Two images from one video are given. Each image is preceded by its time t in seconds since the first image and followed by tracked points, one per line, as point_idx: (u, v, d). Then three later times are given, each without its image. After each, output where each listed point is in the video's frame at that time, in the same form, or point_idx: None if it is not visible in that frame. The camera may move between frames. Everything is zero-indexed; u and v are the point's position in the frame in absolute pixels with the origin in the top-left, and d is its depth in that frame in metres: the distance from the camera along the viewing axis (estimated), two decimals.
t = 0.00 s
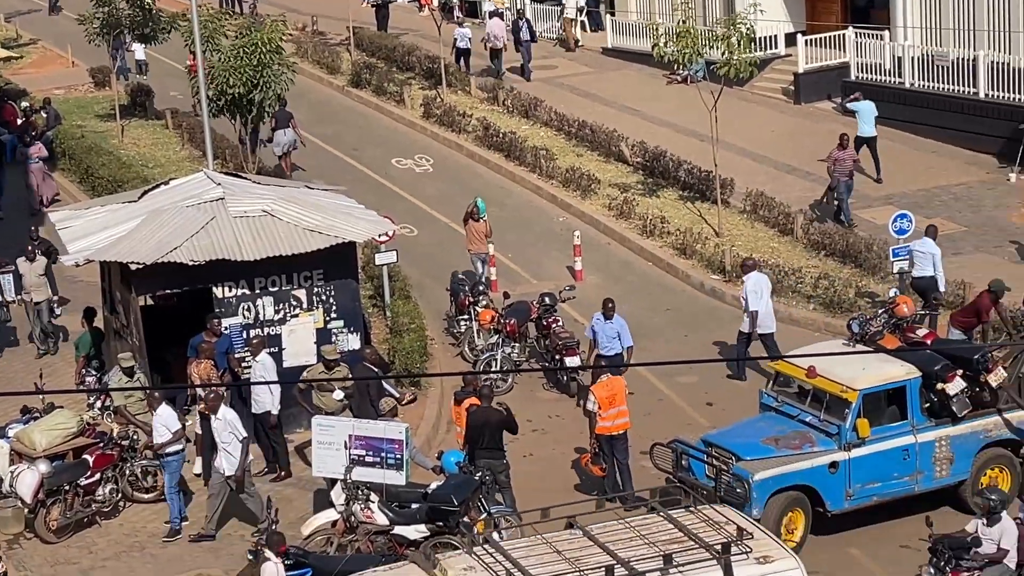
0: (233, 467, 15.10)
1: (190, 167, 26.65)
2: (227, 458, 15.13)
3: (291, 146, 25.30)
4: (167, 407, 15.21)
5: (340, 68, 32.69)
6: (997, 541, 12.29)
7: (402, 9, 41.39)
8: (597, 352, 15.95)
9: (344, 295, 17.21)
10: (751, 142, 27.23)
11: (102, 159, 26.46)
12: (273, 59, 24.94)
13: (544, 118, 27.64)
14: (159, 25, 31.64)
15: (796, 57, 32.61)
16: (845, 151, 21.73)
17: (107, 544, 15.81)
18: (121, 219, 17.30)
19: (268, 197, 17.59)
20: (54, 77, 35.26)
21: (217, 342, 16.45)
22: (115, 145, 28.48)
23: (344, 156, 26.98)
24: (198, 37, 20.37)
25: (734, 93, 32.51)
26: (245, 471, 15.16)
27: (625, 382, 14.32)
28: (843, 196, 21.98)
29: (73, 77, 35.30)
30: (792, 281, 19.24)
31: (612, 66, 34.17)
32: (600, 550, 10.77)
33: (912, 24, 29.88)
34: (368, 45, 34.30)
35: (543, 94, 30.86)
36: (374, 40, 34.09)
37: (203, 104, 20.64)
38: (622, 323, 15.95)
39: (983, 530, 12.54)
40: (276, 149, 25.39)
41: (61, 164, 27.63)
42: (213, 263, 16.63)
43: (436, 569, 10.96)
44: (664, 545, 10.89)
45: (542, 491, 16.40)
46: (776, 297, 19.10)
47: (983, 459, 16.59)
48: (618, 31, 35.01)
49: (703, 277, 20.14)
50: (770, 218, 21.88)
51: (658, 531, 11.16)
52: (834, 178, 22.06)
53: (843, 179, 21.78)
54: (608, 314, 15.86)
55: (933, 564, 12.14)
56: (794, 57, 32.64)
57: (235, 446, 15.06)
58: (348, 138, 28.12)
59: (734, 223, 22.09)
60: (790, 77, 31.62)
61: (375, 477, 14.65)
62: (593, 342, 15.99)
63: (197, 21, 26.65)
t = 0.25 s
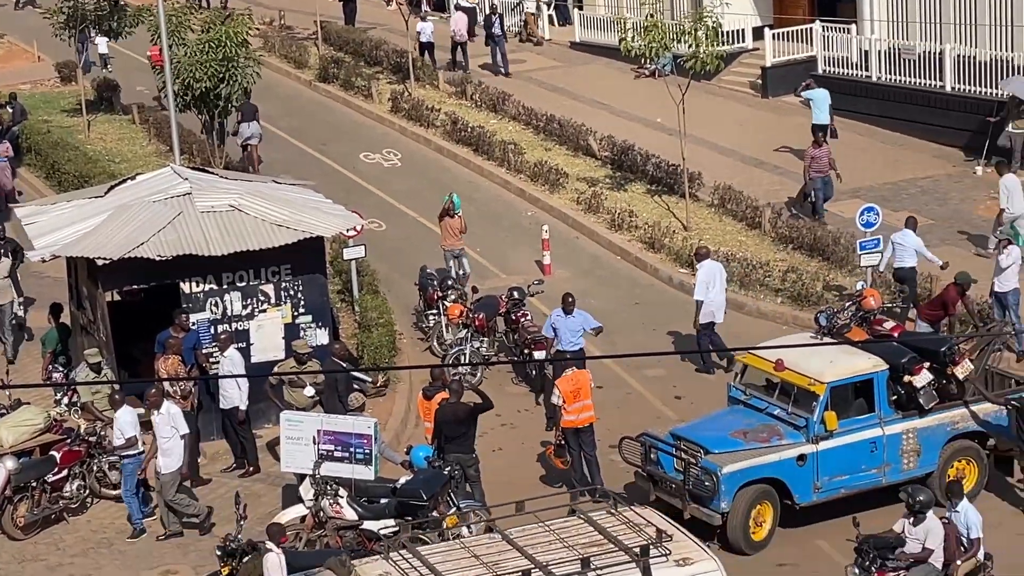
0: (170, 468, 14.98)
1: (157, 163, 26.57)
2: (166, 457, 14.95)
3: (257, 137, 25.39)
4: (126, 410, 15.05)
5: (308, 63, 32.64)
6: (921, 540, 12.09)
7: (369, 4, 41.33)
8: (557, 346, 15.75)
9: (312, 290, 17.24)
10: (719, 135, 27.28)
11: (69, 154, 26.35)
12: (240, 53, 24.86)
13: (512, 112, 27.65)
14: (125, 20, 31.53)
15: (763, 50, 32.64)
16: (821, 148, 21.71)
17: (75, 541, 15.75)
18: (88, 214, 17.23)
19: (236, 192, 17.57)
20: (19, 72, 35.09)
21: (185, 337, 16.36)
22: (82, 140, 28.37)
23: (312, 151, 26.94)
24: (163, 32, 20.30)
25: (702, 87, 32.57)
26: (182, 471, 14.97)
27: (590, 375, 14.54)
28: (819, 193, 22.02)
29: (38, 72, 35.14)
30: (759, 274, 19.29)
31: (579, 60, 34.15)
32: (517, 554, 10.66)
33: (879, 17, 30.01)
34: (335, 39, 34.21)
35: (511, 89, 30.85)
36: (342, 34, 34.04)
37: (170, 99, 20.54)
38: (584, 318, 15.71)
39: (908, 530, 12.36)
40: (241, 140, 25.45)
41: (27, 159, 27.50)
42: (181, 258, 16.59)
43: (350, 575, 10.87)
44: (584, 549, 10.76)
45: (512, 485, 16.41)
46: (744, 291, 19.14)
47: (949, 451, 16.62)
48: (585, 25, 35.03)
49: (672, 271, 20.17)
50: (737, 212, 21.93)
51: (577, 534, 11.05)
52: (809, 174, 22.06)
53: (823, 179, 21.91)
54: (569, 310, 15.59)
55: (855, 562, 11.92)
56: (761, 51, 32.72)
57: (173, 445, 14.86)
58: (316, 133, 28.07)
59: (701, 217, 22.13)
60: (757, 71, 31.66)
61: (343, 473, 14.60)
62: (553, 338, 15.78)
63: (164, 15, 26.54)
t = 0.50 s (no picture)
0: (110, 466, 14.64)
1: (119, 156, 26.41)
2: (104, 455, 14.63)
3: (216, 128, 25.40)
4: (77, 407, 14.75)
5: (270, 56, 32.53)
6: (840, 538, 12.16)
7: None
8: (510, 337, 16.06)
9: (275, 283, 17.22)
10: (683, 128, 27.33)
11: (30, 148, 26.15)
12: (202, 46, 24.74)
13: (476, 105, 27.65)
14: (85, 13, 31.32)
15: (726, 43, 32.67)
16: (795, 144, 21.25)
17: (38, 536, 15.61)
18: (49, 209, 17.14)
19: (199, 186, 17.54)
20: None
21: (147, 331, 16.28)
22: (42, 134, 28.17)
23: (275, 144, 26.85)
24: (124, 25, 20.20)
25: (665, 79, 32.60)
26: (121, 469, 14.65)
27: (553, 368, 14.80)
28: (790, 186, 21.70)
29: None
30: (722, 266, 19.35)
31: (542, 53, 34.12)
32: (423, 558, 10.40)
33: (841, 9, 30.15)
34: (297, 31, 34.13)
35: (472, 81, 30.85)
36: (304, 27, 33.95)
37: (131, 92, 20.42)
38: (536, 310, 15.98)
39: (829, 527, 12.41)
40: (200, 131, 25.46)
41: None
42: (143, 252, 16.53)
43: None
44: (490, 553, 10.51)
45: (478, 479, 16.42)
46: (708, 282, 19.19)
47: (912, 441, 16.67)
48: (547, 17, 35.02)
49: (636, 263, 20.20)
50: (701, 204, 21.99)
51: (484, 538, 10.80)
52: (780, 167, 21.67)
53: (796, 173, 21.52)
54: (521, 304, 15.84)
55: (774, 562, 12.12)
56: (724, 43, 32.78)
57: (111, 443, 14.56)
58: (280, 127, 27.97)
59: (665, 209, 22.17)
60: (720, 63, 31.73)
61: (308, 466, 14.64)
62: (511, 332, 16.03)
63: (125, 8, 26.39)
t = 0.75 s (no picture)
0: (54, 468, 14.41)
1: (84, 151, 26.29)
2: (47, 459, 14.40)
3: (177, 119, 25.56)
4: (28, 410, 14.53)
5: (236, 50, 32.44)
6: (770, 536, 12.17)
7: None
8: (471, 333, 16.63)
9: (242, 278, 17.11)
10: (650, 122, 27.39)
11: None
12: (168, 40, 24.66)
13: (443, 98, 27.64)
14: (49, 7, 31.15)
15: (692, 36, 32.67)
16: (773, 140, 21.50)
17: (5, 532, 15.51)
18: (14, 203, 17.07)
19: (165, 180, 17.51)
20: None
21: (113, 326, 16.18)
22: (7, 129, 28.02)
23: (242, 139, 26.78)
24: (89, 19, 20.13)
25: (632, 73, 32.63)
26: (66, 472, 14.44)
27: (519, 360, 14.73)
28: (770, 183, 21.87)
29: None
30: (689, 259, 19.41)
31: (509, 46, 34.10)
32: (337, 567, 10.73)
33: (807, 3, 30.27)
34: (263, 25, 34.04)
35: (439, 74, 30.86)
36: (270, 20, 33.87)
37: (96, 86, 20.34)
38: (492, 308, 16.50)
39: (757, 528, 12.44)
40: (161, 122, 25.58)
41: None
42: (109, 246, 16.48)
43: None
44: (404, 558, 10.89)
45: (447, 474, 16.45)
46: (675, 275, 19.25)
47: (878, 433, 16.73)
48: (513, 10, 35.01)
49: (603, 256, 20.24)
50: (668, 197, 22.05)
51: (400, 543, 11.22)
52: (760, 165, 21.87)
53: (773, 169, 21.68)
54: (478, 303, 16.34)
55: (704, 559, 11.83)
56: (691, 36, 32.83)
57: (54, 445, 14.34)
58: (246, 121, 27.91)
59: (633, 202, 22.22)
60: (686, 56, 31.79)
61: (276, 461, 14.50)
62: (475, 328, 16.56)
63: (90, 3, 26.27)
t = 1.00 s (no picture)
0: None
1: (42, 147, 26.12)
2: None
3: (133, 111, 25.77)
4: None
5: (195, 44, 32.32)
6: (690, 535, 12.26)
7: None
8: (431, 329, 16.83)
9: (202, 273, 17.04)
10: (610, 116, 27.45)
11: None
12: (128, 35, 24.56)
13: (403, 92, 27.62)
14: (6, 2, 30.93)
15: (652, 30, 32.57)
16: (745, 134, 21.49)
17: None
18: None
19: (125, 175, 17.47)
20: None
21: (73, 322, 16.02)
22: None
23: (202, 133, 26.70)
24: (47, 14, 20.04)
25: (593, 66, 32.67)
26: None
27: (478, 354, 14.83)
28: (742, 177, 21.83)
29: None
30: (650, 252, 19.47)
31: (469, 40, 34.03)
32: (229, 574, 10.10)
33: None
34: (222, 19, 33.93)
35: (398, 68, 30.81)
36: (229, 15, 33.75)
37: (54, 80, 20.24)
38: (450, 304, 16.78)
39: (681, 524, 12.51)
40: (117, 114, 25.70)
41: None
42: (69, 241, 16.42)
43: None
44: (302, 567, 10.34)
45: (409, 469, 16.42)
46: (636, 268, 19.25)
47: (839, 424, 16.79)
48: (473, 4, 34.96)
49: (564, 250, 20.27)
50: (629, 190, 22.10)
51: (297, 551, 10.59)
52: (732, 159, 21.81)
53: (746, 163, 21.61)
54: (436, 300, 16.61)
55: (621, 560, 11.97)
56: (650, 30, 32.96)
57: None
58: (206, 116, 27.81)
59: (594, 196, 22.26)
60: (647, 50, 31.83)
61: (238, 456, 14.36)
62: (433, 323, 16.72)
63: None
